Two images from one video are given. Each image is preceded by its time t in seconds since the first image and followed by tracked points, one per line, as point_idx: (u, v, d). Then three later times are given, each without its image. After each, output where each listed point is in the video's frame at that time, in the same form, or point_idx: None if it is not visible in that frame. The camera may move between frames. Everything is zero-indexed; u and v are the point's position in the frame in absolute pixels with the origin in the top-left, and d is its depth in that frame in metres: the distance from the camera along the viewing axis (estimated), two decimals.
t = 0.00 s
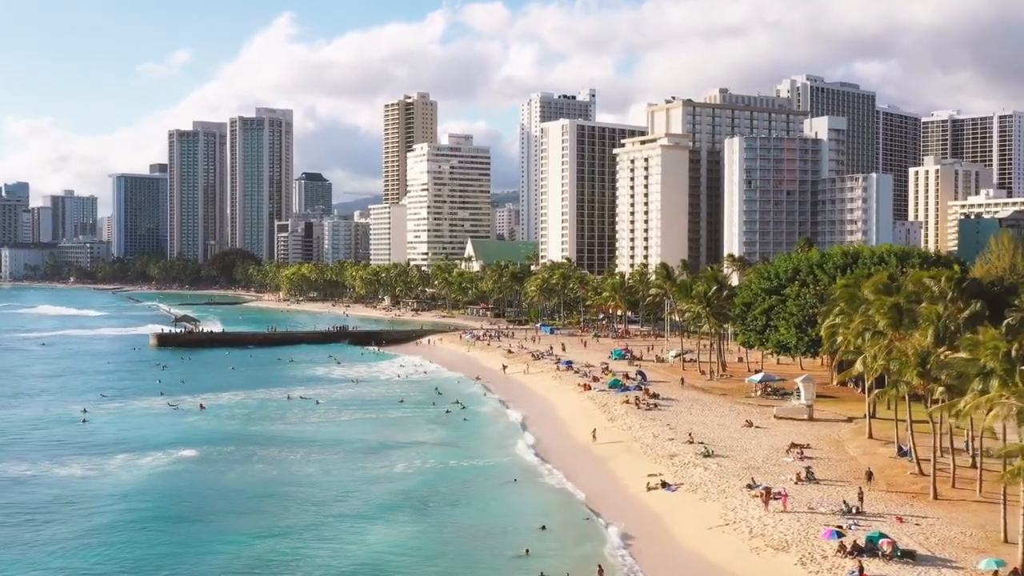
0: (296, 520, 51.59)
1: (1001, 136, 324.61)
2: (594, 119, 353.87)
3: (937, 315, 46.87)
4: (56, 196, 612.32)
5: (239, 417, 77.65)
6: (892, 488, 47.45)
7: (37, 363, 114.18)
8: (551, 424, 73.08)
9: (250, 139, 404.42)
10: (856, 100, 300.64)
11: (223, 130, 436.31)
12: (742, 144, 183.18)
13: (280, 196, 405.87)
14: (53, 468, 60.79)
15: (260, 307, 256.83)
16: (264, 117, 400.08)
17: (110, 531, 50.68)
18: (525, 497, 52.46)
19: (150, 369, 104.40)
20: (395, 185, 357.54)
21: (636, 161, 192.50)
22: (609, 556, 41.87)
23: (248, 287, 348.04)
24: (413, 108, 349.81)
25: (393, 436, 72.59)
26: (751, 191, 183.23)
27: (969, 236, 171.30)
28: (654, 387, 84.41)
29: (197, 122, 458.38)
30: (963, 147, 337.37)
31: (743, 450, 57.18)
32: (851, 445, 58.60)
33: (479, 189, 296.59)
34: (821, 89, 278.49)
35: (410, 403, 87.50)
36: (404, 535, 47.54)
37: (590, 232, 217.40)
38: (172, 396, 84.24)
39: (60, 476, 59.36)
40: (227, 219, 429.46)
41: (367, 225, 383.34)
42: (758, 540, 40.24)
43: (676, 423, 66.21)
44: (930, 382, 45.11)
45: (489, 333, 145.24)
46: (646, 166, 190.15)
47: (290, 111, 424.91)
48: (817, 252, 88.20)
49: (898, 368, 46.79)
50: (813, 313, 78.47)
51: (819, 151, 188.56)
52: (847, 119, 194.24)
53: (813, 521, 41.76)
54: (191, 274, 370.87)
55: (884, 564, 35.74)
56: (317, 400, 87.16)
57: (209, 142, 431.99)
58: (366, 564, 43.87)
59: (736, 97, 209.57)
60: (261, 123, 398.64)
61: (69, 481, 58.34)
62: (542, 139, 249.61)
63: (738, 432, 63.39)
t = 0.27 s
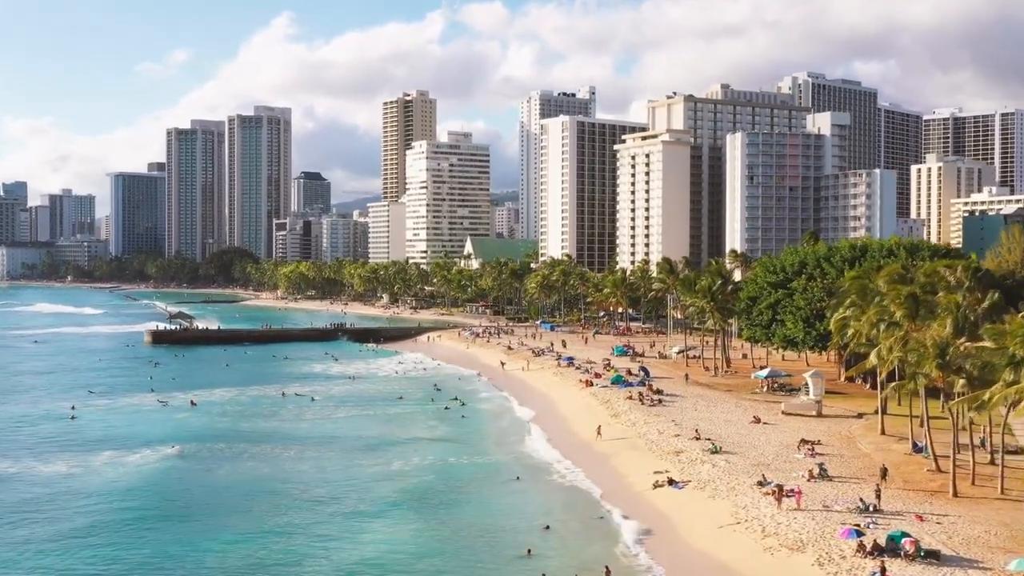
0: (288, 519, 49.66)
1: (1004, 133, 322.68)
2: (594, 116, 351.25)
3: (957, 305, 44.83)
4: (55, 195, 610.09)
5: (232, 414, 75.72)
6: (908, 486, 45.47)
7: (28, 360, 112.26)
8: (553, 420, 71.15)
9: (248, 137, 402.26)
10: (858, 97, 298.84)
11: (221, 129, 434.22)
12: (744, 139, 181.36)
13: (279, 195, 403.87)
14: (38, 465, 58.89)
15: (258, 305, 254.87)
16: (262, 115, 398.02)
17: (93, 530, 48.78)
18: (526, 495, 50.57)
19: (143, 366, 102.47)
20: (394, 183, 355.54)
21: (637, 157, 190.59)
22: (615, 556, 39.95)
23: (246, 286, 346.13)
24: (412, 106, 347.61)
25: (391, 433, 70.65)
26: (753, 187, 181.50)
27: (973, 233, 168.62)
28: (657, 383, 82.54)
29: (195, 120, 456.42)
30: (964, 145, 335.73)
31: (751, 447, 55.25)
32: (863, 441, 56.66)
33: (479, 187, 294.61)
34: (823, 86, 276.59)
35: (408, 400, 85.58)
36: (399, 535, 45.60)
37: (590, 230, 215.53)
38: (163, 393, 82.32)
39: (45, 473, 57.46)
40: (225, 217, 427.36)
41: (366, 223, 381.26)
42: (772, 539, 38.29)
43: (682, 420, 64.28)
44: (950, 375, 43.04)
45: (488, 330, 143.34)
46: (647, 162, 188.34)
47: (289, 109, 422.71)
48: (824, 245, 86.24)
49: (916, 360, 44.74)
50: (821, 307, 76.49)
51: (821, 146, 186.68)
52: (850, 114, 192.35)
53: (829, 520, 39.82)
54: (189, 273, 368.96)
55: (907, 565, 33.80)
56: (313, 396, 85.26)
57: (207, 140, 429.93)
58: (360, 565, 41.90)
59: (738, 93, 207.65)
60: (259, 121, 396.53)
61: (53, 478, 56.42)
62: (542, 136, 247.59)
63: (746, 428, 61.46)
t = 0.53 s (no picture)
0: (278, 519, 47.66)
1: (1006, 130, 320.83)
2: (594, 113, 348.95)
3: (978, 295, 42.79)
4: (53, 194, 608.17)
5: (224, 410, 73.71)
6: (926, 483, 43.45)
7: (19, 357, 110.33)
8: (554, 417, 69.13)
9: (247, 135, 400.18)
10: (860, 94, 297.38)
11: (219, 127, 432.08)
12: (747, 135, 179.34)
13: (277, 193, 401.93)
14: (20, 463, 56.89)
15: (256, 303, 252.85)
16: (261, 113, 395.88)
17: (74, 529, 46.75)
18: (526, 494, 48.59)
19: (135, 363, 100.47)
20: (393, 181, 353.54)
21: (638, 153, 188.61)
22: (620, 557, 37.94)
23: (244, 285, 344.17)
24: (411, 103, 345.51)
25: (388, 430, 68.69)
26: (756, 183, 179.65)
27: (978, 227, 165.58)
28: (661, 379, 80.60)
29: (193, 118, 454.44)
30: (967, 142, 333.75)
31: (761, 444, 53.23)
32: (876, 438, 54.61)
33: (478, 185, 292.67)
34: (825, 83, 274.55)
35: (405, 397, 83.56)
36: (393, 535, 43.63)
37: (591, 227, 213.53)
38: (153, 389, 80.32)
39: (27, 471, 55.44)
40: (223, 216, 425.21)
41: (365, 222, 379.12)
42: (786, 540, 36.28)
43: (687, 416, 62.25)
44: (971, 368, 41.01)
45: (488, 327, 141.46)
46: (648, 158, 186.45)
47: (287, 107, 420.70)
48: (831, 238, 84.16)
49: (935, 352, 42.70)
50: (829, 301, 74.44)
51: (825, 142, 184.67)
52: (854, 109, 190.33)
53: (846, 519, 37.82)
54: (187, 271, 367.00)
55: (932, 568, 31.79)
56: (308, 393, 83.26)
57: (205, 138, 427.96)
58: (352, 566, 39.89)
59: (740, 89, 205.83)
60: (258, 119, 394.45)
61: (35, 476, 54.41)
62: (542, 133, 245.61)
63: (754, 425, 59.40)
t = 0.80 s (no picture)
0: (267, 518, 45.68)
1: (1009, 128, 318.98)
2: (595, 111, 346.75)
3: (1001, 284, 40.78)
4: (51, 193, 605.91)
5: (215, 407, 71.71)
6: (945, 481, 41.41)
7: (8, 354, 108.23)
8: (555, 413, 67.13)
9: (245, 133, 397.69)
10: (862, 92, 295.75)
11: (218, 125, 429.85)
12: (750, 130, 177.32)
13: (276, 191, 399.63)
14: None
15: (253, 302, 250.68)
16: (260, 111, 393.64)
17: (53, 528, 44.76)
18: (526, 492, 46.58)
19: (126, 359, 98.47)
20: (392, 178, 351.42)
21: (639, 149, 186.61)
22: (625, 558, 35.95)
23: (242, 283, 342.00)
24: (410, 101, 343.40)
25: (384, 427, 66.69)
26: (759, 179, 177.37)
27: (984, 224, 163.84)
28: (664, 375, 78.59)
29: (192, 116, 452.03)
30: (969, 140, 331.91)
31: (771, 440, 51.21)
32: (889, 435, 52.55)
33: (478, 182, 290.66)
34: (827, 79, 272.58)
35: (402, 393, 81.57)
36: (387, 535, 41.65)
37: (592, 224, 211.48)
38: (143, 386, 78.33)
39: (7, 468, 53.47)
40: (222, 214, 423.07)
41: (364, 221, 376.88)
42: (801, 541, 34.25)
43: (693, 412, 60.23)
44: (995, 362, 38.93)
45: (487, 324, 139.46)
46: (649, 154, 184.28)
47: (286, 105, 418.50)
48: (839, 231, 82.13)
49: (955, 344, 40.67)
50: (837, 295, 72.39)
51: (828, 138, 182.75)
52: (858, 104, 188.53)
53: (864, 519, 35.79)
54: (185, 269, 364.79)
55: (960, 571, 29.74)
56: (303, 390, 81.27)
57: (204, 137, 425.73)
58: (344, 568, 37.88)
59: (742, 84, 203.73)
60: (256, 117, 391.99)
61: (15, 474, 52.44)
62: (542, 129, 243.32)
63: (762, 421, 57.34)
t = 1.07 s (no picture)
0: (254, 517, 43.68)
1: (1011, 125, 317.25)
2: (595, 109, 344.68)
3: None
4: (49, 192, 603.58)
5: (205, 403, 69.70)
6: (966, 479, 39.35)
7: None
8: (555, 409, 65.13)
9: (244, 131, 395.35)
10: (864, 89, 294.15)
11: (216, 123, 427.57)
12: (752, 125, 175.36)
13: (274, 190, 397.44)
14: None
15: (250, 299, 248.75)
16: (258, 109, 391.46)
17: (29, 528, 42.78)
18: (525, 490, 44.60)
19: (117, 356, 96.52)
20: (391, 176, 349.40)
21: (640, 145, 184.59)
22: (630, 559, 33.93)
23: (240, 281, 339.93)
24: (409, 98, 341.50)
25: (379, 424, 64.71)
26: (761, 174, 175.21)
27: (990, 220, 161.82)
28: (667, 371, 76.60)
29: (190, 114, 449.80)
30: (971, 137, 330.20)
31: (780, 437, 49.19)
32: (903, 431, 50.49)
33: (477, 180, 288.72)
34: (829, 76, 270.78)
35: (398, 390, 79.58)
36: (379, 535, 39.67)
37: (592, 221, 209.36)
38: (132, 382, 76.35)
39: None
40: (220, 213, 420.99)
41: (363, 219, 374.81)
42: (818, 542, 32.19)
43: (698, 408, 58.20)
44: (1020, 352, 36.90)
45: (486, 321, 137.47)
46: (650, 150, 182.32)
47: (285, 103, 416.25)
48: (846, 223, 80.12)
49: (977, 334, 38.59)
50: (846, 288, 70.33)
51: (831, 133, 181.02)
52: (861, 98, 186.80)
53: (883, 518, 33.76)
54: (183, 268, 362.74)
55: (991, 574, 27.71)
56: (297, 386, 79.30)
57: (202, 135, 423.35)
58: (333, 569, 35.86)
59: (744, 80, 201.72)
60: (255, 115, 389.74)
61: None
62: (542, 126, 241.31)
63: (770, 417, 55.31)
